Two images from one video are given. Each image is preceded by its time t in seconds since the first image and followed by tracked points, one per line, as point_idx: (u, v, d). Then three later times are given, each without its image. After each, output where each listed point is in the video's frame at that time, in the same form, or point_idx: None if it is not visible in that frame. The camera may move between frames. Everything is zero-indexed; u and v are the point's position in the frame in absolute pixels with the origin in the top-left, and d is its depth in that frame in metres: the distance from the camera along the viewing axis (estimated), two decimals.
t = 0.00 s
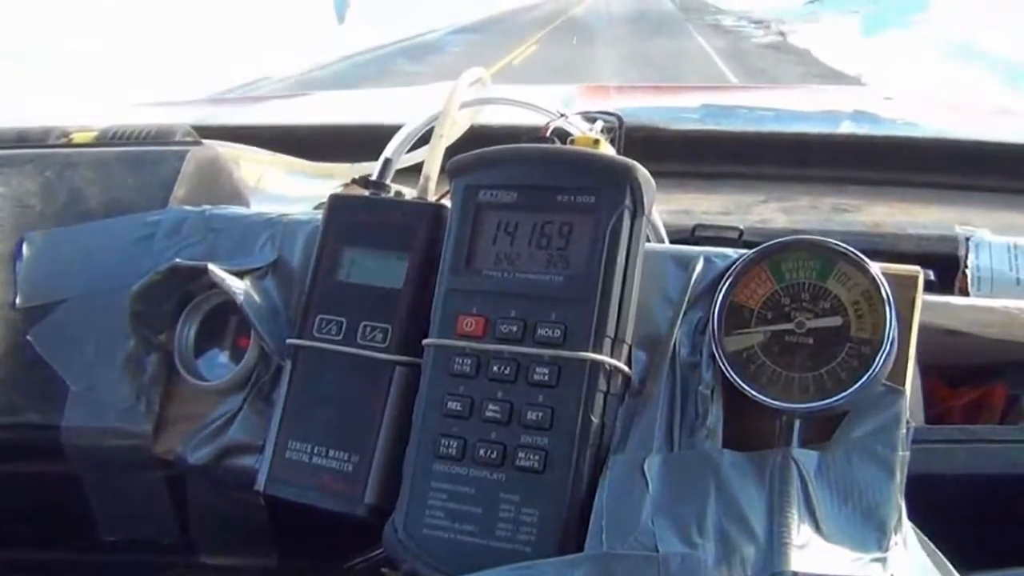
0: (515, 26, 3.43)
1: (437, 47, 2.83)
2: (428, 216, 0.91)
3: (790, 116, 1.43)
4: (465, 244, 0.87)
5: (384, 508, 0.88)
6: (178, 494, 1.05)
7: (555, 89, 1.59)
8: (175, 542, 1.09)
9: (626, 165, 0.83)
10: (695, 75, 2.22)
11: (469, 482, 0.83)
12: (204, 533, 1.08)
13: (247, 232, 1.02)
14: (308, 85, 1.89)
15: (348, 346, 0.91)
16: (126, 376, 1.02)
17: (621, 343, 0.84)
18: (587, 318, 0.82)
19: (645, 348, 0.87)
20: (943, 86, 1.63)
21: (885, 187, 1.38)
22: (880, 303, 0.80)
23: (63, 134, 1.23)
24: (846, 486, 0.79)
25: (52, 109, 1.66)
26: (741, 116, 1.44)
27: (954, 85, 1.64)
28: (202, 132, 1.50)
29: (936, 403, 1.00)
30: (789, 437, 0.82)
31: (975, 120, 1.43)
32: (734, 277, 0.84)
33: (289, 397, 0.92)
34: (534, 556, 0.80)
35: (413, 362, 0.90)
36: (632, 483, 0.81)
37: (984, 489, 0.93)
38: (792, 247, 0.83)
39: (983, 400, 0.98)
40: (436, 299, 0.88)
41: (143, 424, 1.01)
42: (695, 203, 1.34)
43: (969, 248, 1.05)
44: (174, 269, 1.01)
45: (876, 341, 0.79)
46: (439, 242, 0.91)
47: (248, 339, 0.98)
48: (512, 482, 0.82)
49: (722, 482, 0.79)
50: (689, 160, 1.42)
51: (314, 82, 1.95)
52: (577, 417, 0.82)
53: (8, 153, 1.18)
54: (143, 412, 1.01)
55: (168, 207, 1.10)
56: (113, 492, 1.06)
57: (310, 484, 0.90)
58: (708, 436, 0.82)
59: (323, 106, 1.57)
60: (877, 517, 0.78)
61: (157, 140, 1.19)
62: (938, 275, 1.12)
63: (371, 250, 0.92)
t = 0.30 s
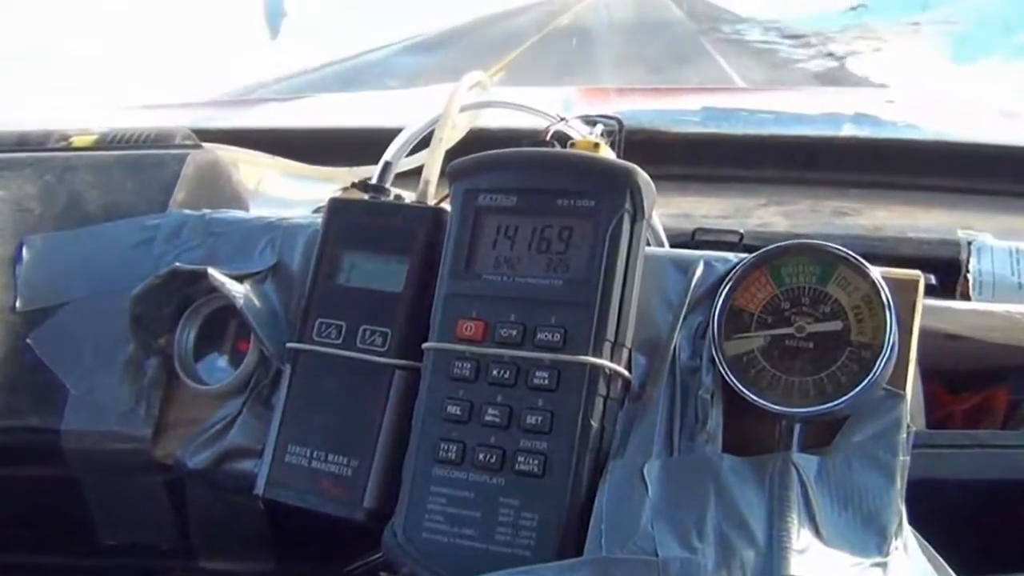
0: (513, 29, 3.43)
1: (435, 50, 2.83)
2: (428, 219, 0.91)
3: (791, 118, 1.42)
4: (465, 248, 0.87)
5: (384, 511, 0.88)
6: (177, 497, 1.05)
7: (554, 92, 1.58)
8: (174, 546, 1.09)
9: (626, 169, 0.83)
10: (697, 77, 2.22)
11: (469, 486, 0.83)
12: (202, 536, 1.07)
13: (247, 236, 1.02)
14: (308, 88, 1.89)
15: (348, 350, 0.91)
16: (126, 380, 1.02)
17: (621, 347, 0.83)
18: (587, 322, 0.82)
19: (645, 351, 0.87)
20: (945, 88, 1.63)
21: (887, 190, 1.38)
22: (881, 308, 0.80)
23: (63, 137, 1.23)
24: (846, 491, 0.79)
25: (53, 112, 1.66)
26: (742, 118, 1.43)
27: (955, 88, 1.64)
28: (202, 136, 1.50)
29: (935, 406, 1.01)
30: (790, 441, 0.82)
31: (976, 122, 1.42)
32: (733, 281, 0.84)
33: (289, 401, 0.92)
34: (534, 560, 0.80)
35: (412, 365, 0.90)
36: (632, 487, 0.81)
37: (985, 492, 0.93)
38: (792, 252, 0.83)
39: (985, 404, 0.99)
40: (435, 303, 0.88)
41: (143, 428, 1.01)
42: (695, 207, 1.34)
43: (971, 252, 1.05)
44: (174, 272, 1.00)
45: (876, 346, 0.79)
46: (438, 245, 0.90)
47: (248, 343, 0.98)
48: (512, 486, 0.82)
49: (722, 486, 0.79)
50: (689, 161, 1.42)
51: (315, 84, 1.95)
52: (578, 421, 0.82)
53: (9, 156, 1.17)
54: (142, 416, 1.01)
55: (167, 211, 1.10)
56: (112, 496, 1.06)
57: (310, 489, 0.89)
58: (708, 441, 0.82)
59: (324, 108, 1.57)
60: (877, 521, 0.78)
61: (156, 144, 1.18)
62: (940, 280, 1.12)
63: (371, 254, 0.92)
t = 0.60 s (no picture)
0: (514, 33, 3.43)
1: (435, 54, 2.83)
2: (428, 223, 0.90)
3: (791, 121, 1.41)
4: (464, 251, 0.87)
5: (383, 516, 0.88)
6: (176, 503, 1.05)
7: (554, 95, 1.58)
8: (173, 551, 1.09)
9: (625, 172, 0.83)
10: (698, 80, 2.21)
11: (468, 490, 0.83)
12: (202, 539, 1.08)
13: (245, 239, 1.02)
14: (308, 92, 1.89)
15: (348, 353, 0.91)
16: (125, 384, 1.02)
17: (620, 350, 0.83)
18: (587, 325, 0.82)
19: (644, 355, 0.87)
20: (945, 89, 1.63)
21: (888, 194, 1.38)
22: (882, 312, 0.79)
23: (63, 140, 1.23)
24: (846, 495, 0.79)
25: (53, 116, 1.66)
26: (742, 121, 1.43)
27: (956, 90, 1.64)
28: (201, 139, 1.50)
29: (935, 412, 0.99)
30: (789, 445, 0.82)
31: (977, 124, 1.42)
32: (734, 284, 0.84)
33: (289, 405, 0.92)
34: (534, 564, 0.81)
35: (412, 369, 0.90)
36: (633, 491, 0.81)
37: (984, 497, 0.93)
38: (793, 255, 0.82)
39: (986, 410, 0.98)
40: (435, 307, 0.87)
41: (142, 432, 1.01)
42: (695, 210, 1.33)
43: (971, 255, 1.05)
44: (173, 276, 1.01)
45: (877, 350, 0.79)
46: (438, 249, 0.90)
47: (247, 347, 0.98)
48: (511, 490, 0.82)
49: (722, 491, 0.79)
50: (688, 164, 1.42)
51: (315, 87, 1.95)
52: (578, 425, 0.82)
53: (9, 159, 1.17)
54: (143, 420, 1.01)
55: (167, 214, 1.10)
56: (112, 500, 1.06)
57: (310, 492, 0.89)
58: (708, 445, 0.82)
59: (324, 111, 1.57)
60: (877, 526, 0.78)
61: (156, 146, 1.18)
62: (939, 283, 1.11)
63: (371, 258, 0.92)
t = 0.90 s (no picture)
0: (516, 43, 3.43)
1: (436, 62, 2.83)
2: (426, 226, 0.90)
3: (792, 126, 1.43)
4: (462, 255, 0.86)
5: (383, 519, 0.88)
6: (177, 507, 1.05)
7: (553, 100, 1.58)
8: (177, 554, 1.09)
9: (624, 176, 0.83)
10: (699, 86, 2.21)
11: (468, 494, 0.83)
12: (204, 543, 1.07)
13: (244, 243, 1.02)
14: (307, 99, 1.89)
15: (347, 357, 0.90)
16: (124, 387, 1.02)
17: (619, 354, 0.83)
18: (586, 328, 0.82)
19: (643, 358, 0.86)
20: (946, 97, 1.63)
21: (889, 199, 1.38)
22: (880, 315, 0.79)
23: (62, 144, 1.23)
24: (847, 499, 0.79)
25: (51, 120, 1.66)
26: (742, 126, 1.43)
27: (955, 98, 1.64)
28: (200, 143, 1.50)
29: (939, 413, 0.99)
30: (789, 449, 0.82)
31: (978, 130, 1.42)
32: (733, 288, 0.84)
33: (288, 408, 0.92)
34: (534, 568, 0.80)
35: (411, 373, 0.89)
36: (633, 496, 0.81)
37: (985, 499, 0.93)
38: (791, 260, 0.82)
39: (989, 414, 0.98)
40: (434, 312, 0.87)
41: (143, 435, 1.00)
42: (695, 215, 1.33)
43: (972, 259, 1.05)
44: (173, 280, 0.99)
45: (876, 353, 0.79)
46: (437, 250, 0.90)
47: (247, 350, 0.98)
48: (511, 493, 0.82)
49: (722, 495, 0.79)
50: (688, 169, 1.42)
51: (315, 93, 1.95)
52: (577, 429, 0.82)
53: (8, 163, 1.17)
54: (143, 423, 1.01)
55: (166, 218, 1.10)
56: (112, 504, 1.06)
57: (309, 496, 0.89)
58: (708, 449, 0.82)
59: (324, 116, 1.57)
60: (878, 530, 0.78)
61: (156, 150, 1.18)
62: (942, 287, 1.11)
63: (370, 262, 0.92)
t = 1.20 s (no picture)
0: (513, 49, 3.44)
1: (433, 68, 2.83)
2: (425, 228, 0.90)
3: (790, 128, 1.42)
4: (462, 258, 0.86)
5: (383, 523, 0.88)
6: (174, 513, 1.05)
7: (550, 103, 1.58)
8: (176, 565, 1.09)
9: (624, 177, 0.83)
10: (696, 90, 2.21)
11: (468, 498, 0.83)
12: (202, 552, 1.07)
13: (244, 246, 1.02)
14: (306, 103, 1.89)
15: (346, 360, 0.90)
16: (124, 393, 1.02)
17: (619, 357, 0.83)
18: (585, 331, 0.82)
19: (644, 362, 0.86)
20: (943, 98, 1.63)
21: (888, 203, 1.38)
22: (882, 316, 0.79)
23: (61, 148, 1.22)
24: (848, 503, 0.79)
25: (49, 124, 1.66)
26: (740, 128, 1.43)
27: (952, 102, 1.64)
28: (198, 147, 1.50)
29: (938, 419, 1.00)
30: (789, 453, 0.82)
31: (977, 132, 1.42)
32: (733, 290, 0.84)
33: (287, 412, 0.92)
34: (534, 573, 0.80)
35: (411, 376, 0.89)
36: (633, 500, 0.81)
37: (986, 505, 0.93)
38: (792, 261, 0.82)
39: (985, 419, 0.99)
40: (433, 314, 0.87)
41: (141, 439, 1.01)
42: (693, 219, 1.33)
43: (971, 262, 1.04)
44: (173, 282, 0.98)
45: (878, 355, 0.78)
46: (437, 252, 0.90)
47: (247, 354, 0.97)
48: (511, 497, 0.82)
49: (722, 499, 0.79)
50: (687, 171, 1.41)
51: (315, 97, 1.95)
52: (577, 433, 0.81)
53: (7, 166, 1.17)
54: (142, 428, 1.01)
55: (165, 222, 1.09)
56: (111, 509, 1.07)
57: (309, 500, 0.89)
58: (708, 452, 0.82)
59: (322, 120, 1.57)
60: (880, 535, 0.78)
61: (155, 155, 1.18)
62: (941, 289, 1.11)
63: (369, 266, 0.91)
